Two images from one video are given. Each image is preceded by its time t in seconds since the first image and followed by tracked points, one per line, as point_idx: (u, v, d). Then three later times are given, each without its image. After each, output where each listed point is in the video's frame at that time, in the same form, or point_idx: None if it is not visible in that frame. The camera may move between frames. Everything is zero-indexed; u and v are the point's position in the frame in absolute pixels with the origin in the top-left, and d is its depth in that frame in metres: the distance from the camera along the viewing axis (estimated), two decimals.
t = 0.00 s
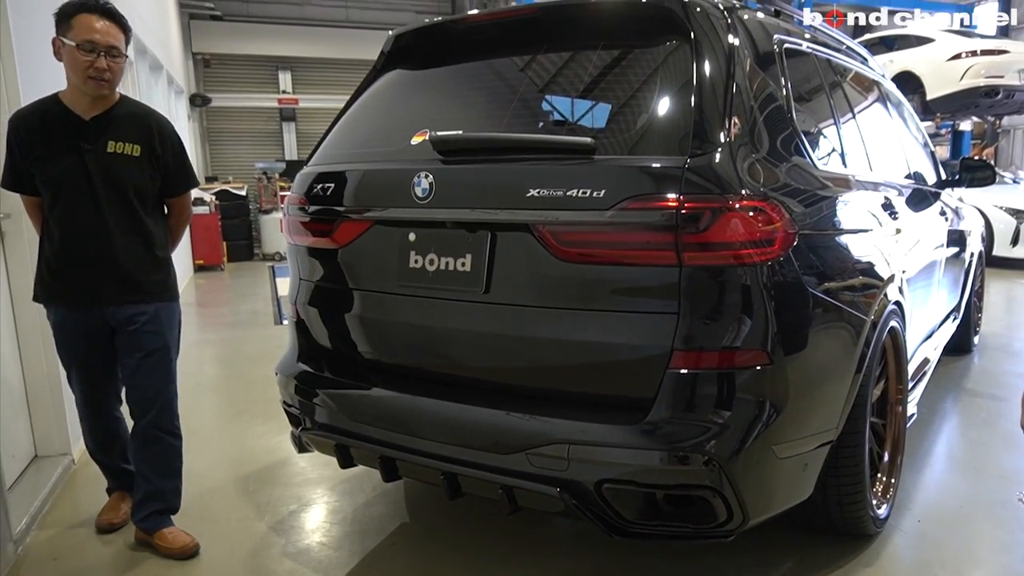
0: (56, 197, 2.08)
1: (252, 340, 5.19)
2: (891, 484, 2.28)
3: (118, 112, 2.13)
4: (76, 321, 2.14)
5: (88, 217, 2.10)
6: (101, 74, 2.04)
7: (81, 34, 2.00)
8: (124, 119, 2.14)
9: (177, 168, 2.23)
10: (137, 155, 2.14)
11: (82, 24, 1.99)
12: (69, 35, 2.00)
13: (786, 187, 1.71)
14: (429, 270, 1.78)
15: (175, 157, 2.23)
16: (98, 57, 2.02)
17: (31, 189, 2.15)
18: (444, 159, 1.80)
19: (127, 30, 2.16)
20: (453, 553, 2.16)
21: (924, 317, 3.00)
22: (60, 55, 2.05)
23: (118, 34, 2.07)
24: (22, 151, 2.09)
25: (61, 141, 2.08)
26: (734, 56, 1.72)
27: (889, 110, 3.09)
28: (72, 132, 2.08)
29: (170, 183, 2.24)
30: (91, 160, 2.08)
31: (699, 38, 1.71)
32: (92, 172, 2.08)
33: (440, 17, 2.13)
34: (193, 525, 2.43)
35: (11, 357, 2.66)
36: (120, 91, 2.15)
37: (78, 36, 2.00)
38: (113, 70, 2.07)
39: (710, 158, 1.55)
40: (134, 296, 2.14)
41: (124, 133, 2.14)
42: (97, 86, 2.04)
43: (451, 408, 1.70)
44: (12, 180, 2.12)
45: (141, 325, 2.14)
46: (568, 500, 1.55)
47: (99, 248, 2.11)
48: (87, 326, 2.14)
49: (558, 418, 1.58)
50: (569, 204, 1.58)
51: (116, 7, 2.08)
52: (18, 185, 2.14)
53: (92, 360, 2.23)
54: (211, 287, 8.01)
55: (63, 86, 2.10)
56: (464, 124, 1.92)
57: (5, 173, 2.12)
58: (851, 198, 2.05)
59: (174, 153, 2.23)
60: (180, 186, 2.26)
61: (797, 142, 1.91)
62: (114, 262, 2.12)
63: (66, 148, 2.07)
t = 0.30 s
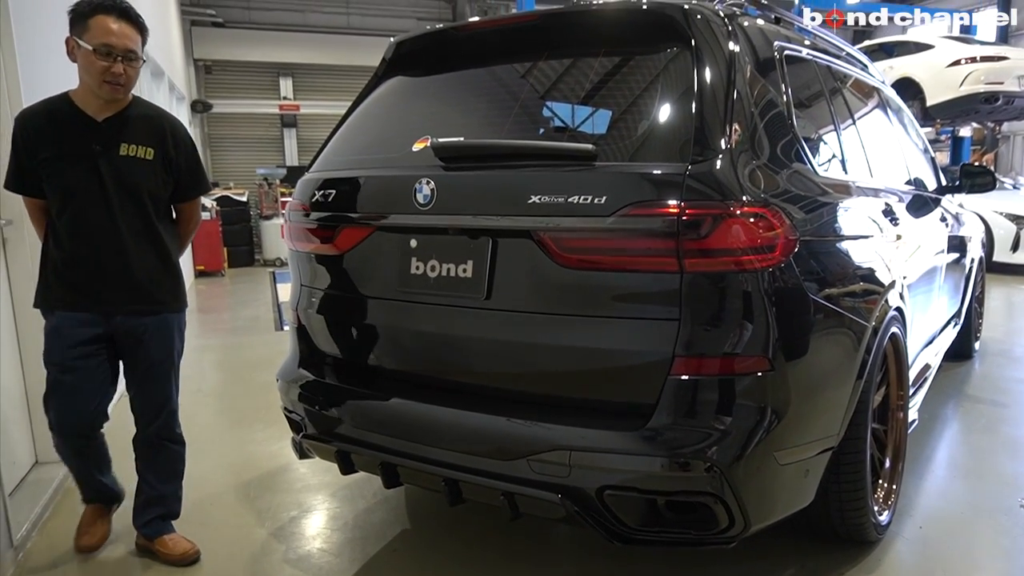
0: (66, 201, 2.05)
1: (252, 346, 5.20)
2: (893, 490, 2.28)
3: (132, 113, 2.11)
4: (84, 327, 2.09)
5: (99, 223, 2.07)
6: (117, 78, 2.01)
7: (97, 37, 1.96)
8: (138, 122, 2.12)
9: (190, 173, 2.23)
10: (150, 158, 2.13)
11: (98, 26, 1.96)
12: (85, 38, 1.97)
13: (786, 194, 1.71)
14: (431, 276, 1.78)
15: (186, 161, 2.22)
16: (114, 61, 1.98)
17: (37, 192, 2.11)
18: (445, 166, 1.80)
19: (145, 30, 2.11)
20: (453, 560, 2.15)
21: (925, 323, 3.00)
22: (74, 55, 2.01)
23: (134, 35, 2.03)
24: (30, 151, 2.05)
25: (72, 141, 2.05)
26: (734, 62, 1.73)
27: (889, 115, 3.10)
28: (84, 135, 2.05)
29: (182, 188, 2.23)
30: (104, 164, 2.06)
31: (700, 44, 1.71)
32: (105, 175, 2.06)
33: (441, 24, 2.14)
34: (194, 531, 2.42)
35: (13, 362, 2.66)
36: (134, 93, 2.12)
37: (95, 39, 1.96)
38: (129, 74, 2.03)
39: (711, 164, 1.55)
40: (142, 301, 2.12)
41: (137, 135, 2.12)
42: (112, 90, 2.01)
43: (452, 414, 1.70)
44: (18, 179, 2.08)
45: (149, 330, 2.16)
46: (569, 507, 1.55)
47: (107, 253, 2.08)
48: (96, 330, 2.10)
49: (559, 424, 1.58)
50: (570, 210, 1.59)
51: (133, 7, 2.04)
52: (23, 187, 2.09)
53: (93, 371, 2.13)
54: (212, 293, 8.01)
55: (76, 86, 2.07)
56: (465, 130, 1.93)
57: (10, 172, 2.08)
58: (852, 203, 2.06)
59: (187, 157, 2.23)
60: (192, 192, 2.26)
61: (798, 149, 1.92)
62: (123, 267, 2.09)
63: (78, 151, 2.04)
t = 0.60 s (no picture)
0: (68, 209, 1.98)
1: (254, 351, 5.19)
2: (894, 495, 2.28)
3: (130, 116, 2.07)
4: (86, 335, 2.03)
5: (104, 232, 2.02)
6: (119, 84, 1.95)
7: (101, 42, 1.90)
8: (137, 125, 2.08)
9: (187, 178, 2.23)
10: (151, 163, 2.11)
11: (102, 31, 1.89)
12: (87, 42, 1.90)
13: (787, 197, 1.71)
14: (430, 280, 1.78)
15: (182, 164, 2.22)
16: (118, 67, 1.92)
17: (26, 197, 1.98)
18: (445, 170, 1.80)
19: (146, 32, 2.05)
20: (453, 564, 2.15)
21: (926, 328, 3.00)
22: (73, 58, 1.94)
23: (137, 40, 1.97)
24: (20, 153, 1.94)
25: (69, 144, 1.97)
26: (734, 66, 1.73)
27: (890, 120, 3.09)
28: (86, 139, 1.99)
29: (180, 193, 2.23)
30: (105, 169, 2.01)
31: (700, 48, 1.71)
32: (107, 180, 2.01)
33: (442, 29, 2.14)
34: (194, 536, 2.42)
35: (13, 366, 2.66)
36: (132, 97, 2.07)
37: (98, 44, 1.90)
38: (131, 80, 1.97)
39: (713, 168, 1.55)
40: (143, 308, 2.09)
41: (136, 138, 2.08)
42: (114, 96, 1.95)
43: (453, 418, 1.69)
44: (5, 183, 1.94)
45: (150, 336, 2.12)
46: (569, 512, 1.55)
47: (109, 261, 2.03)
48: (101, 340, 2.06)
49: (559, 429, 1.58)
50: (571, 213, 1.58)
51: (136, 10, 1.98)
52: (11, 192, 1.96)
53: (85, 384, 2.05)
54: (213, 296, 8.01)
55: (72, 87, 1.99)
56: (465, 134, 1.93)
57: None
58: (853, 208, 2.05)
59: (184, 161, 2.22)
60: (187, 195, 2.26)
61: (798, 153, 1.92)
62: (127, 275, 2.06)
63: (79, 156, 1.98)
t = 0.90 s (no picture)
0: (43, 215, 1.89)
1: (258, 351, 5.20)
2: (899, 496, 2.27)
3: (96, 113, 1.98)
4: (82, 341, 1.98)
5: (84, 235, 1.94)
6: (84, 83, 1.87)
7: (63, 40, 1.81)
8: (104, 122, 1.99)
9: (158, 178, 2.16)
10: (122, 161, 2.03)
11: (63, 27, 1.81)
12: (47, 39, 1.81)
13: (791, 197, 1.70)
14: (433, 280, 1.78)
15: (155, 162, 2.15)
16: (82, 65, 1.84)
17: None
18: (448, 170, 1.80)
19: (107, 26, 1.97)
20: (456, 565, 2.15)
21: (931, 329, 2.99)
22: (32, 56, 1.84)
23: (101, 35, 1.88)
24: None
25: (36, 144, 1.88)
26: (738, 65, 1.72)
27: (894, 120, 3.08)
28: (57, 140, 1.91)
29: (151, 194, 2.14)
30: (75, 168, 1.93)
31: (704, 48, 1.70)
32: (78, 179, 1.93)
33: (445, 29, 2.14)
34: (196, 537, 2.42)
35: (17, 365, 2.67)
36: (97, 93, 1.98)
37: (60, 42, 1.81)
38: (97, 77, 1.89)
39: (717, 168, 1.54)
40: (124, 311, 2.01)
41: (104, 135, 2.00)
42: (79, 95, 1.87)
43: (455, 419, 1.69)
44: None
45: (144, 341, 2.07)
46: (572, 512, 1.54)
47: (85, 263, 1.94)
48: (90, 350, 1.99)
49: (561, 429, 1.57)
50: (573, 213, 1.58)
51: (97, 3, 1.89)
52: None
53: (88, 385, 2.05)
54: (217, 297, 8.03)
55: (31, 86, 1.90)
56: (468, 134, 1.92)
57: None
58: (858, 208, 2.05)
59: (154, 159, 2.15)
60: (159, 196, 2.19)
61: (803, 152, 1.91)
62: (105, 276, 1.97)
63: (51, 158, 1.89)
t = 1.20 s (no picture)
0: (6, 218, 1.79)
1: (267, 350, 5.23)
2: (906, 496, 2.27)
3: (64, 108, 1.87)
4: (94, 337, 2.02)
5: (49, 240, 1.84)
6: (44, 85, 1.74)
7: (16, 43, 1.68)
8: (75, 117, 1.88)
9: (138, 172, 2.04)
10: (94, 158, 1.91)
11: (13, 29, 1.67)
12: None
13: (798, 197, 1.70)
14: (440, 279, 1.79)
15: (131, 156, 2.03)
16: (40, 68, 1.71)
17: None
18: (455, 170, 1.81)
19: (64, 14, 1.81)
20: (463, 563, 2.16)
21: (939, 329, 2.98)
22: None
23: (57, 33, 1.74)
24: None
25: None
26: (745, 65, 1.72)
27: (903, 119, 3.08)
28: (21, 138, 1.80)
29: (127, 191, 2.04)
30: (42, 167, 1.82)
31: (711, 47, 1.71)
32: (45, 179, 1.82)
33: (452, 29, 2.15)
34: (205, 534, 2.44)
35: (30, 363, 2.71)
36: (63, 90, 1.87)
37: (12, 45, 1.68)
38: (58, 78, 1.76)
39: (723, 168, 1.55)
40: (100, 316, 1.94)
41: (75, 131, 1.88)
42: (41, 98, 1.74)
43: (462, 418, 1.70)
44: None
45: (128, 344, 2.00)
46: (578, 511, 1.55)
47: (56, 267, 1.85)
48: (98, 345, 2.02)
49: (568, 429, 1.58)
50: (579, 213, 1.59)
51: None
52: None
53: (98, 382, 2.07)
54: (226, 296, 8.07)
55: None
56: (475, 134, 1.93)
57: None
58: (865, 207, 2.04)
59: (132, 153, 2.03)
60: (136, 192, 2.07)
61: (810, 152, 1.91)
62: (74, 280, 1.88)
63: (15, 158, 1.79)
